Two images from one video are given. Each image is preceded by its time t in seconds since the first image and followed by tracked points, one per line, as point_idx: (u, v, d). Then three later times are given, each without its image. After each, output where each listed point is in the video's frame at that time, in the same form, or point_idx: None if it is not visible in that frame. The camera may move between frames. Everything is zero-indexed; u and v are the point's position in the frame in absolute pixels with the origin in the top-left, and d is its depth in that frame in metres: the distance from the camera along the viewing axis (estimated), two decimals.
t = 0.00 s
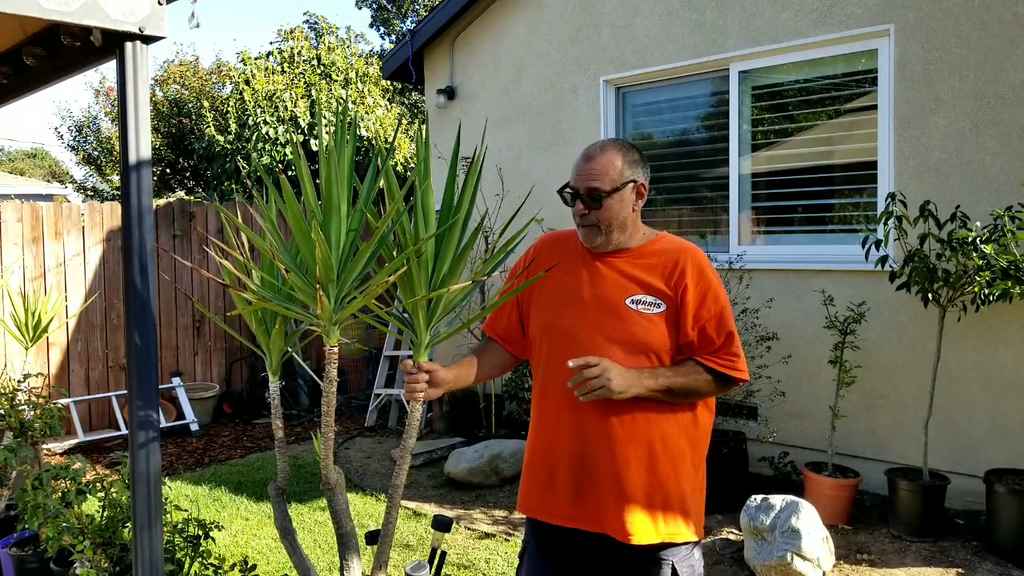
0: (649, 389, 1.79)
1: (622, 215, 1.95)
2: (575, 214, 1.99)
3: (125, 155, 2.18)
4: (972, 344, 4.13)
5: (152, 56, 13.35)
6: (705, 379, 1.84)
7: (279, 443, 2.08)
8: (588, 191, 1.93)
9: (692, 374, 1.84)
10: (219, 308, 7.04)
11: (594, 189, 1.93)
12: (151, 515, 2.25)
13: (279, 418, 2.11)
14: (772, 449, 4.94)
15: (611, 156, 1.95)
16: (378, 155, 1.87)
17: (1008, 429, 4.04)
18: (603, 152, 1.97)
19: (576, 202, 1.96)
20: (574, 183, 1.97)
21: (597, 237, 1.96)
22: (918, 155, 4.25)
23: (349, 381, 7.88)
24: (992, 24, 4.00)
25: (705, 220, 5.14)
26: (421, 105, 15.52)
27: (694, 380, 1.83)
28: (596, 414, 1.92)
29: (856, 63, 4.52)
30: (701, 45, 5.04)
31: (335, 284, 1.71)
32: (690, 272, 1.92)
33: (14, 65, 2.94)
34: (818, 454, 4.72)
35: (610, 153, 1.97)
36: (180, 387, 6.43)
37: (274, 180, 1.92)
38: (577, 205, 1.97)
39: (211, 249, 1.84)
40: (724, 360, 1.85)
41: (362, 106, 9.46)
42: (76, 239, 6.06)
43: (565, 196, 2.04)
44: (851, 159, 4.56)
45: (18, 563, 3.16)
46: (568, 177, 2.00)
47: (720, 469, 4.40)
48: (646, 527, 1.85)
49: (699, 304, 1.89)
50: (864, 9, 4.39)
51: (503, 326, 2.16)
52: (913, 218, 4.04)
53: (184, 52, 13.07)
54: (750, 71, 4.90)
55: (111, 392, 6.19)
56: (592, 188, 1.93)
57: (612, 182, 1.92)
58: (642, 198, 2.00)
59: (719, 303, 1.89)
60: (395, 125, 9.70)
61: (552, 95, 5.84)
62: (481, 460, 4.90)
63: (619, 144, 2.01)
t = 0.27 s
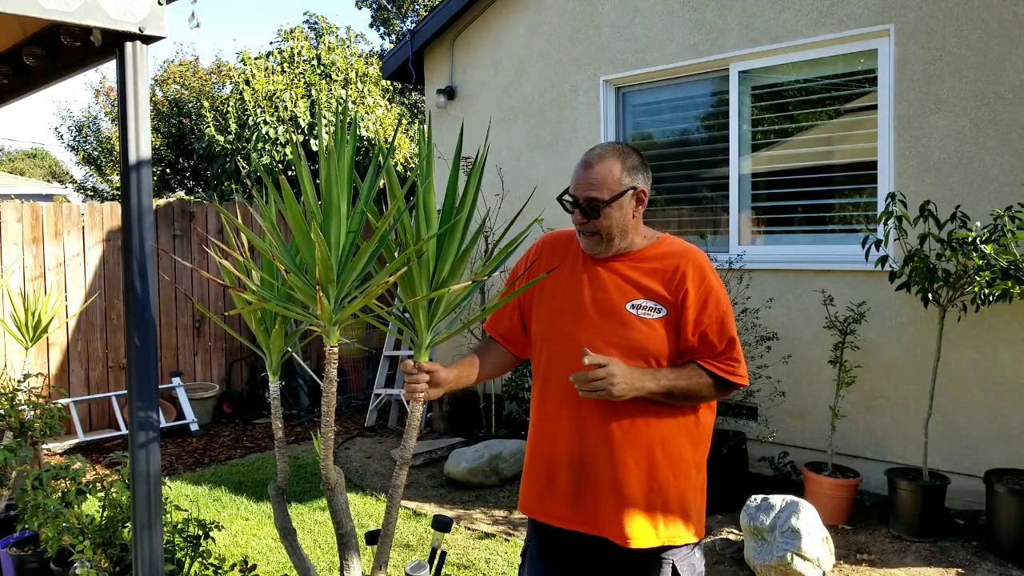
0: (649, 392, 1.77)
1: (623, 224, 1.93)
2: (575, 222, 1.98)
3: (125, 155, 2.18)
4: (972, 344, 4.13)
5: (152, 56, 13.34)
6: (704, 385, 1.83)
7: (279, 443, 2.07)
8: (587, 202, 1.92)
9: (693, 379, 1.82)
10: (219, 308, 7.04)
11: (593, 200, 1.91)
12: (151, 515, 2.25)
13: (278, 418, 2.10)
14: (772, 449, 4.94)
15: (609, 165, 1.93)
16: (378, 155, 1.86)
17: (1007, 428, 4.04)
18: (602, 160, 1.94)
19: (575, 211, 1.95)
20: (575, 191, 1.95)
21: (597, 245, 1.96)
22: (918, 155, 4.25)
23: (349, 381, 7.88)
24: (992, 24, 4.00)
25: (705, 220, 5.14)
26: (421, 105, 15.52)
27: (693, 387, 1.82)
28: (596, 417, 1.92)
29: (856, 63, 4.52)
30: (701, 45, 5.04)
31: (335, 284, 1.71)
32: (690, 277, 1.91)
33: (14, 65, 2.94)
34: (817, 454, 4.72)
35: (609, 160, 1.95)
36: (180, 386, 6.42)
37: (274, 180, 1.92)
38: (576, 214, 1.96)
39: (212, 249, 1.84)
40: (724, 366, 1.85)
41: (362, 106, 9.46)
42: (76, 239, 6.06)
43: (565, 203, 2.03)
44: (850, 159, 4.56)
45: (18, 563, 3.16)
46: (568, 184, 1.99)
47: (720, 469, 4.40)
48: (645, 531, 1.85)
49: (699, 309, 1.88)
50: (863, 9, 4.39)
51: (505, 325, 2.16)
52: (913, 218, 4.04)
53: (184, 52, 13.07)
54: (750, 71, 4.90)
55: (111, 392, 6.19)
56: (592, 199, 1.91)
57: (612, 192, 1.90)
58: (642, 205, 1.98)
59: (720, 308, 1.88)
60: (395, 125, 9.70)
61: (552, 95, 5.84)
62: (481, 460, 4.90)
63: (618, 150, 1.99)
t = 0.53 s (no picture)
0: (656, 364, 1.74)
1: (639, 212, 1.93)
2: (592, 209, 1.93)
3: (124, 154, 2.17)
4: (972, 344, 4.13)
5: (151, 56, 13.32)
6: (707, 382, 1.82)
7: (279, 443, 2.07)
8: (611, 186, 1.90)
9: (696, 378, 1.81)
10: (219, 308, 7.03)
11: (617, 184, 1.90)
12: (150, 515, 2.25)
13: (278, 419, 2.09)
14: (772, 449, 4.93)
15: (629, 152, 1.94)
16: (378, 154, 1.85)
17: (1008, 429, 4.03)
18: (620, 149, 1.94)
19: (597, 197, 1.91)
20: (595, 177, 1.92)
21: (615, 234, 1.92)
22: (918, 155, 4.24)
23: (348, 381, 7.87)
24: (992, 23, 3.99)
25: (705, 220, 5.13)
26: (420, 105, 15.51)
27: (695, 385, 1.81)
28: (597, 418, 1.91)
29: (856, 63, 4.51)
30: (701, 45, 5.03)
31: (335, 284, 1.70)
32: (691, 277, 1.90)
33: (13, 65, 2.93)
34: (818, 454, 4.71)
35: (623, 149, 1.95)
36: (180, 386, 6.42)
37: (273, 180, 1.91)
38: (597, 200, 1.92)
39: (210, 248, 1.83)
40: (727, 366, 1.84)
41: (362, 105, 9.46)
42: (75, 239, 6.05)
43: (576, 193, 1.98)
44: (851, 159, 4.55)
45: (17, 563, 3.16)
46: (584, 171, 1.95)
47: (720, 469, 4.39)
48: (645, 532, 1.84)
49: (701, 309, 1.87)
50: (864, 9, 4.38)
51: (505, 326, 2.15)
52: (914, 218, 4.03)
53: (184, 51, 13.06)
54: (750, 70, 4.90)
55: (110, 392, 6.18)
56: (617, 183, 1.90)
57: (633, 177, 1.91)
58: (652, 197, 1.99)
59: (721, 308, 1.88)
60: (395, 125, 9.68)
61: (552, 95, 5.83)
62: (481, 460, 4.89)
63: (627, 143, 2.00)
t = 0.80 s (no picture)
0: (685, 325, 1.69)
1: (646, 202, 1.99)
2: (606, 193, 1.95)
3: (123, 154, 2.17)
4: (972, 344, 4.12)
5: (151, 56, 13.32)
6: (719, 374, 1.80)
7: (279, 444, 2.06)
8: (626, 173, 1.94)
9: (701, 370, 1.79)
10: (218, 308, 7.03)
11: (630, 170, 1.94)
12: (150, 515, 2.24)
13: (278, 419, 2.09)
14: (772, 449, 4.93)
15: (639, 145, 2.01)
16: (377, 154, 1.85)
17: (1008, 429, 4.03)
18: (629, 141, 2.01)
19: (613, 181, 1.94)
20: (608, 165, 1.95)
21: (628, 219, 1.93)
22: (918, 155, 4.24)
23: (348, 381, 7.87)
24: (993, 23, 3.99)
25: (705, 220, 5.13)
26: (420, 105, 15.51)
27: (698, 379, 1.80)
28: (598, 417, 1.91)
29: (856, 63, 4.51)
30: (702, 44, 5.03)
31: (334, 284, 1.70)
32: (693, 274, 1.90)
33: (12, 64, 2.93)
34: (818, 454, 4.71)
35: (629, 141, 2.01)
36: (180, 387, 6.41)
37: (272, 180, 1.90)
38: (612, 184, 1.94)
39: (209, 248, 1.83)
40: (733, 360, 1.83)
41: (362, 105, 9.45)
42: (75, 239, 6.04)
43: (585, 182, 1.99)
44: (851, 159, 4.55)
45: (17, 564, 3.15)
46: (594, 160, 1.97)
47: (720, 469, 4.39)
48: (647, 531, 1.84)
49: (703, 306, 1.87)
50: (864, 9, 4.38)
51: (504, 327, 2.15)
52: (914, 218, 4.03)
53: (184, 51, 13.06)
54: (750, 70, 4.89)
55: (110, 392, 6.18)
56: (631, 171, 1.94)
57: (644, 167, 1.97)
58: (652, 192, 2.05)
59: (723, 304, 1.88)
60: (395, 125, 9.68)
61: (552, 95, 5.83)
62: (481, 460, 4.89)
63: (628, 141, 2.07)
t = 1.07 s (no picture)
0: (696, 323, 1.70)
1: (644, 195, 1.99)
2: (603, 187, 1.96)
3: (124, 154, 2.17)
4: (972, 344, 4.13)
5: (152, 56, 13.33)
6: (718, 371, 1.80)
7: (279, 444, 2.06)
8: (622, 166, 1.96)
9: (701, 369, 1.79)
10: (219, 308, 7.03)
11: (626, 163, 1.96)
12: (150, 515, 2.25)
13: (278, 419, 2.09)
14: (772, 449, 4.93)
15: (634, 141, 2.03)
16: (378, 155, 1.86)
17: (1008, 428, 4.03)
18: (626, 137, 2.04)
19: (609, 174, 1.95)
20: (604, 159, 1.97)
21: (626, 211, 1.94)
22: (918, 155, 4.24)
23: (348, 381, 7.88)
24: (992, 23, 3.99)
25: (705, 220, 5.13)
26: (420, 105, 15.52)
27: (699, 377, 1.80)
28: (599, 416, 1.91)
29: (856, 63, 4.51)
30: (702, 45, 5.03)
31: (335, 284, 1.70)
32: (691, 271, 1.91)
33: (13, 65, 2.93)
34: (818, 454, 4.71)
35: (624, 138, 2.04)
36: (180, 387, 6.42)
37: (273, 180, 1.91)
38: (609, 177, 1.96)
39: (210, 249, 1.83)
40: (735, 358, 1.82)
41: (362, 105, 9.46)
42: (75, 239, 6.05)
43: (583, 177, 2.01)
44: (851, 159, 4.55)
45: (17, 564, 3.16)
46: (590, 156, 1.99)
47: (720, 469, 4.39)
48: (649, 529, 1.85)
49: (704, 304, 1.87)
50: (864, 9, 4.38)
51: (505, 328, 2.15)
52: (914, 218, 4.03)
53: (184, 51, 13.07)
54: (750, 70, 4.90)
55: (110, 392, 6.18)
56: (627, 164, 1.96)
57: (640, 160, 1.99)
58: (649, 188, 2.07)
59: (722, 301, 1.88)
60: (395, 125, 9.68)
61: (552, 95, 5.83)
62: (481, 460, 4.89)
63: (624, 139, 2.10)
